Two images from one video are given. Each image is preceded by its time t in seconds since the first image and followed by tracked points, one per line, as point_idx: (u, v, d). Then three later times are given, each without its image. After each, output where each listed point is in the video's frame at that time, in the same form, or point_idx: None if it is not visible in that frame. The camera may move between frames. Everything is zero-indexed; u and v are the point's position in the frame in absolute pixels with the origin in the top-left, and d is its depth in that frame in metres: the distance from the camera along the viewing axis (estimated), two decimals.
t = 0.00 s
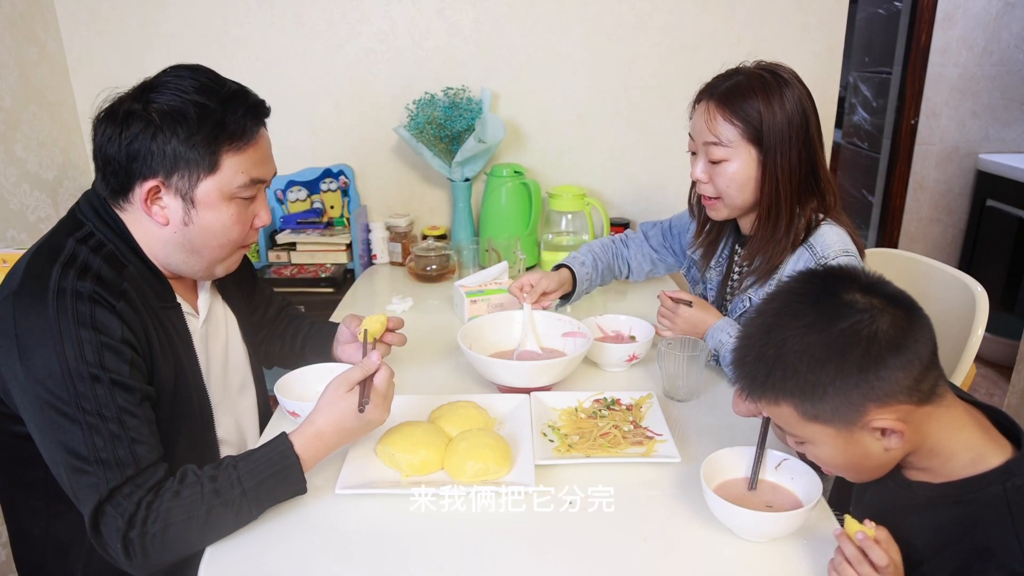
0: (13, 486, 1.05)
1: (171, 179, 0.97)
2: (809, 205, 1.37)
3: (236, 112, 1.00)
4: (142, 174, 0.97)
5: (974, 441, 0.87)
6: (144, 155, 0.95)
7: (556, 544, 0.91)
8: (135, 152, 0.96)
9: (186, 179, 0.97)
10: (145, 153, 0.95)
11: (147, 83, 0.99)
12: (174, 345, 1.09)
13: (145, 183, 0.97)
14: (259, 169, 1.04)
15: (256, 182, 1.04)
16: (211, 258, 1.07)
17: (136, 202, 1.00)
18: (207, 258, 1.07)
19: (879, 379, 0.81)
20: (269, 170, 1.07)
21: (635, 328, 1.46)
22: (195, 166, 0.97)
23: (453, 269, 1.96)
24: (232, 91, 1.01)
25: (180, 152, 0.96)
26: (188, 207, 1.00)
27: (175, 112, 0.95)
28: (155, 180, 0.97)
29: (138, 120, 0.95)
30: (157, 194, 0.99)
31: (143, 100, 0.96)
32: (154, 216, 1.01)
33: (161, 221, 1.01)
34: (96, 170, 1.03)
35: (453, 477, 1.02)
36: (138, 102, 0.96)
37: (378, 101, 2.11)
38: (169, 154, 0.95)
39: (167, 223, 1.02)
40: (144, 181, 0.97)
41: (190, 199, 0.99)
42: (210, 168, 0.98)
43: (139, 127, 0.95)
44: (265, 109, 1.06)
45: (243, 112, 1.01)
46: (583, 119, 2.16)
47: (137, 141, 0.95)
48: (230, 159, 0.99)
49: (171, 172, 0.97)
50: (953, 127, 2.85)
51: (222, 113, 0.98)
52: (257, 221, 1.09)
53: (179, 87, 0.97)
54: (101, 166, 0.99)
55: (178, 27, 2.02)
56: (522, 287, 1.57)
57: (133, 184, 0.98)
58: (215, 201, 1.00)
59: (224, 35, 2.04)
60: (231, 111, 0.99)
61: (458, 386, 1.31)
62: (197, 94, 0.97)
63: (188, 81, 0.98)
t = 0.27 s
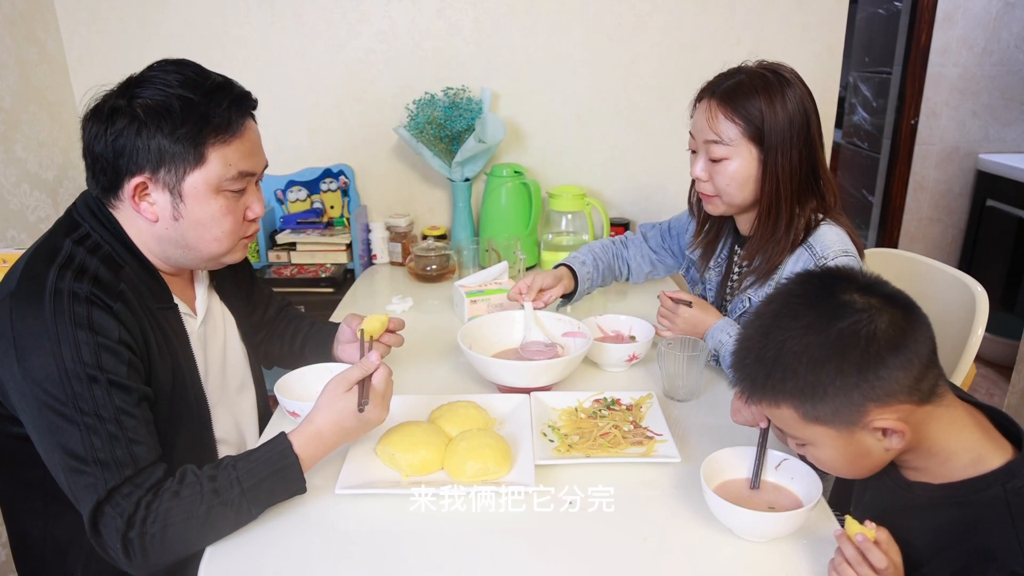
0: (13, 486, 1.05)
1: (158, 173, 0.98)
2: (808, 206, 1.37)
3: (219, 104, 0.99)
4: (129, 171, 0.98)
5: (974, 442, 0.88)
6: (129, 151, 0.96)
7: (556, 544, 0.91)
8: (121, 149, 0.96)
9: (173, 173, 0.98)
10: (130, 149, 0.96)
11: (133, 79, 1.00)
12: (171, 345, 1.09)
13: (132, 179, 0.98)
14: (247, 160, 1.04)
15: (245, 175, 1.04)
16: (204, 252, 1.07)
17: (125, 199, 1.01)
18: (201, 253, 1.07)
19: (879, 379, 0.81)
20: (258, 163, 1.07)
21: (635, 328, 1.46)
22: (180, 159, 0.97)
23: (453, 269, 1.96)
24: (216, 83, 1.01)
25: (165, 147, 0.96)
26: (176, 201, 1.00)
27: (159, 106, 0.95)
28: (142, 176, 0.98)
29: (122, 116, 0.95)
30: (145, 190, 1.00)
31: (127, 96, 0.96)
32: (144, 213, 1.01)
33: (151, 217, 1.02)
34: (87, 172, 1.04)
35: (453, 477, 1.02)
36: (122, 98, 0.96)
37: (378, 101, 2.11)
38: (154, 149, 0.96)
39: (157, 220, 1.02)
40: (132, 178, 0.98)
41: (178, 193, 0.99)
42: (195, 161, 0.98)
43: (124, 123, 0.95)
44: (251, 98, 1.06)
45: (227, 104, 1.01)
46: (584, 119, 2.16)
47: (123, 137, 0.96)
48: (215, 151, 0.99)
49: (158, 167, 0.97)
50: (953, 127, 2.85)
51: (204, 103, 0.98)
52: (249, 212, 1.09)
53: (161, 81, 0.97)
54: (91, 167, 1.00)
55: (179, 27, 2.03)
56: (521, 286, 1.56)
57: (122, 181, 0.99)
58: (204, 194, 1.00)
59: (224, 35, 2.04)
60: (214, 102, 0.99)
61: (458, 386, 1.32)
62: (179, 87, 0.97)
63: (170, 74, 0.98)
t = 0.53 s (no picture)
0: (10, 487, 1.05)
1: (147, 169, 0.98)
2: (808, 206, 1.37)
3: (207, 99, 0.99)
4: (118, 166, 0.98)
5: (974, 444, 0.88)
6: (118, 146, 0.97)
7: (556, 544, 0.91)
8: (110, 145, 0.97)
9: (162, 168, 0.98)
10: (119, 145, 0.97)
11: (121, 74, 1.00)
12: (166, 345, 1.09)
13: (121, 174, 0.99)
14: (238, 155, 1.04)
15: (235, 169, 1.04)
16: (196, 248, 1.08)
17: (116, 195, 1.01)
18: (192, 248, 1.07)
19: (877, 382, 0.81)
20: (249, 156, 1.07)
21: (635, 328, 1.46)
22: (168, 154, 0.97)
23: (453, 269, 1.96)
24: (204, 77, 1.01)
25: (152, 142, 0.96)
26: (166, 196, 1.00)
27: (147, 102, 0.96)
28: (132, 171, 0.99)
29: (111, 112, 0.96)
30: (135, 185, 1.00)
31: (116, 91, 0.97)
32: (134, 209, 1.02)
33: (141, 213, 1.03)
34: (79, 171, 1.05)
35: (453, 477, 1.02)
36: (110, 95, 0.97)
37: (378, 101, 2.11)
38: (143, 144, 0.97)
39: (148, 215, 1.03)
40: (121, 173, 0.99)
41: (167, 188, 1.00)
42: (183, 155, 0.98)
43: (113, 119, 0.96)
44: (241, 94, 1.06)
45: (215, 97, 1.00)
46: (584, 119, 2.16)
47: (111, 134, 0.96)
48: (204, 146, 0.99)
49: (146, 162, 0.98)
50: (953, 127, 2.85)
51: (192, 98, 0.98)
52: (241, 207, 1.09)
53: (149, 76, 0.98)
54: (82, 164, 1.01)
55: (179, 27, 2.03)
56: (521, 277, 1.58)
57: (112, 177, 1.00)
58: (192, 188, 1.01)
59: (224, 35, 2.04)
60: (201, 96, 0.99)
61: (458, 386, 1.32)
62: (167, 83, 0.97)
63: (158, 69, 0.99)
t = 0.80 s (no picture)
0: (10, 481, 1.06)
1: (145, 155, 0.99)
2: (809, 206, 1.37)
3: (204, 86, 1.00)
4: (116, 153, 0.99)
5: (973, 446, 0.87)
6: (116, 132, 0.98)
7: (556, 544, 0.91)
8: (108, 133, 0.98)
9: (158, 154, 0.99)
10: (116, 131, 0.97)
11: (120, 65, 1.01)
12: (165, 339, 1.09)
13: (120, 161, 1.00)
14: (235, 143, 1.04)
15: (232, 157, 1.04)
16: (193, 237, 1.08)
17: (114, 183, 1.02)
18: (190, 237, 1.08)
19: (872, 387, 0.81)
20: (245, 146, 1.07)
21: (635, 328, 1.46)
22: (165, 140, 0.98)
23: (453, 269, 1.96)
24: (200, 67, 1.02)
25: (149, 129, 0.97)
26: (163, 182, 1.01)
27: (144, 89, 0.97)
28: (130, 158, 0.99)
29: (109, 99, 0.97)
30: (133, 172, 1.01)
31: (115, 80, 0.98)
32: (132, 196, 1.02)
33: (139, 200, 1.03)
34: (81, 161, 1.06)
35: (453, 477, 1.02)
36: (109, 83, 0.98)
37: (378, 101, 2.11)
38: (140, 130, 0.97)
39: (146, 203, 1.03)
40: (119, 160, 0.99)
41: (164, 175, 1.00)
42: (180, 140, 0.99)
43: (111, 107, 0.97)
44: (239, 84, 1.07)
45: (211, 85, 1.01)
46: (584, 119, 2.16)
47: (109, 122, 0.97)
48: (201, 132, 1.00)
49: (143, 148, 0.98)
50: (953, 127, 2.85)
51: (188, 85, 0.99)
52: (239, 196, 1.09)
53: (147, 64, 0.99)
54: (82, 153, 1.02)
55: (179, 27, 2.03)
56: (523, 275, 1.57)
57: (110, 165, 1.00)
58: (189, 175, 1.01)
59: (224, 35, 2.04)
60: (198, 84, 1.00)
61: (458, 386, 1.32)
62: (164, 70, 0.99)
63: (156, 59, 1.00)
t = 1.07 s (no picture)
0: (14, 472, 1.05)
1: (139, 148, 0.99)
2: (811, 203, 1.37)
3: (195, 78, 1.01)
4: (111, 146, 0.99)
5: (971, 445, 0.88)
6: (110, 125, 0.98)
7: (556, 544, 0.91)
8: (103, 128, 0.99)
9: (153, 146, 0.99)
10: (110, 124, 0.98)
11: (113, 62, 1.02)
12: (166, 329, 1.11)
13: (114, 155, 1.00)
14: (228, 135, 1.04)
15: (226, 149, 1.04)
16: (189, 230, 1.08)
17: (110, 177, 1.03)
18: (185, 230, 1.07)
19: (869, 386, 0.81)
20: (240, 138, 1.07)
21: (635, 328, 1.47)
22: (158, 132, 0.98)
23: (453, 269, 1.96)
24: (192, 60, 1.02)
25: (142, 122, 0.98)
26: (157, 175, 1.01)
27: (137, 83, 0.97)
28: (124, 151, 1.00)
29: (102, 94, 0.98)
30: (127, 165, 1.01)
31: (107, 75, 0.99)
32: (127, 189, 1.03)
33: (134, 194, 1.03)
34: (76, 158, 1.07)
35: (453, 477, 1.02)
36: (103, 79, 0.98)
37: (378, 101, 2.11)
38: (133, 123, 0.98)
39: (141, 196, 1.04)
40: (114, 153, 1.00)
41: (158, 167, 1.00)
42: (173, 131, 0.99)
43: (105, 102, 0.97)
44: (231, 78, 1.07)
45: (202, 77, 1.01)
46: (584, 119, 2.16)
47: (103, 117, 0.98)
48: (193, 123, 1.00)
49: (137, 141, 0.99)
50: (953, 127, 2.85)
51: (180, 76, 0.99)
52: (234, 188, 1.09)
53: (139, 58, 0.99)
54: (77, 148, 1.03)
55: (179, 27, 2.03)
56: (525, 272, 1.60)
57: (105, 160, 1.01)
58: (183, 166, 1.01)
59: (224, 35, 2.04)
60: (188, 75, 1.00)
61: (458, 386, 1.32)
62: (155, 63, 0.99)
63: (147, 54, 1.00)
